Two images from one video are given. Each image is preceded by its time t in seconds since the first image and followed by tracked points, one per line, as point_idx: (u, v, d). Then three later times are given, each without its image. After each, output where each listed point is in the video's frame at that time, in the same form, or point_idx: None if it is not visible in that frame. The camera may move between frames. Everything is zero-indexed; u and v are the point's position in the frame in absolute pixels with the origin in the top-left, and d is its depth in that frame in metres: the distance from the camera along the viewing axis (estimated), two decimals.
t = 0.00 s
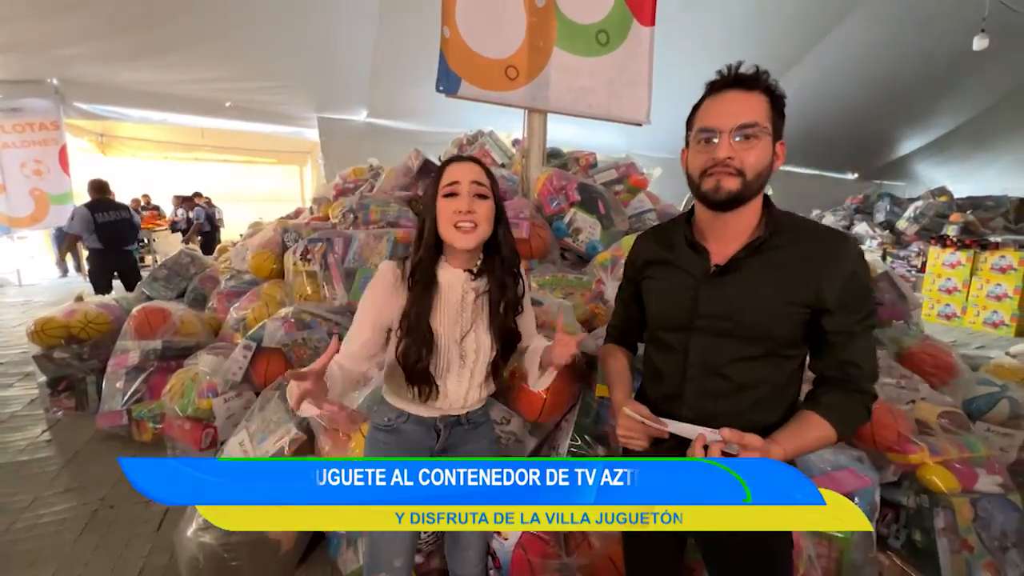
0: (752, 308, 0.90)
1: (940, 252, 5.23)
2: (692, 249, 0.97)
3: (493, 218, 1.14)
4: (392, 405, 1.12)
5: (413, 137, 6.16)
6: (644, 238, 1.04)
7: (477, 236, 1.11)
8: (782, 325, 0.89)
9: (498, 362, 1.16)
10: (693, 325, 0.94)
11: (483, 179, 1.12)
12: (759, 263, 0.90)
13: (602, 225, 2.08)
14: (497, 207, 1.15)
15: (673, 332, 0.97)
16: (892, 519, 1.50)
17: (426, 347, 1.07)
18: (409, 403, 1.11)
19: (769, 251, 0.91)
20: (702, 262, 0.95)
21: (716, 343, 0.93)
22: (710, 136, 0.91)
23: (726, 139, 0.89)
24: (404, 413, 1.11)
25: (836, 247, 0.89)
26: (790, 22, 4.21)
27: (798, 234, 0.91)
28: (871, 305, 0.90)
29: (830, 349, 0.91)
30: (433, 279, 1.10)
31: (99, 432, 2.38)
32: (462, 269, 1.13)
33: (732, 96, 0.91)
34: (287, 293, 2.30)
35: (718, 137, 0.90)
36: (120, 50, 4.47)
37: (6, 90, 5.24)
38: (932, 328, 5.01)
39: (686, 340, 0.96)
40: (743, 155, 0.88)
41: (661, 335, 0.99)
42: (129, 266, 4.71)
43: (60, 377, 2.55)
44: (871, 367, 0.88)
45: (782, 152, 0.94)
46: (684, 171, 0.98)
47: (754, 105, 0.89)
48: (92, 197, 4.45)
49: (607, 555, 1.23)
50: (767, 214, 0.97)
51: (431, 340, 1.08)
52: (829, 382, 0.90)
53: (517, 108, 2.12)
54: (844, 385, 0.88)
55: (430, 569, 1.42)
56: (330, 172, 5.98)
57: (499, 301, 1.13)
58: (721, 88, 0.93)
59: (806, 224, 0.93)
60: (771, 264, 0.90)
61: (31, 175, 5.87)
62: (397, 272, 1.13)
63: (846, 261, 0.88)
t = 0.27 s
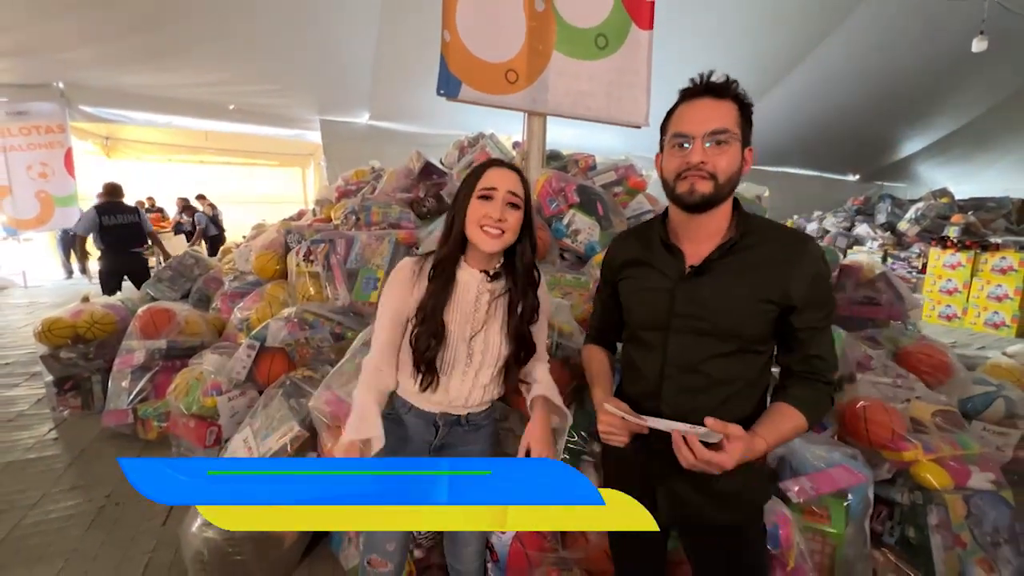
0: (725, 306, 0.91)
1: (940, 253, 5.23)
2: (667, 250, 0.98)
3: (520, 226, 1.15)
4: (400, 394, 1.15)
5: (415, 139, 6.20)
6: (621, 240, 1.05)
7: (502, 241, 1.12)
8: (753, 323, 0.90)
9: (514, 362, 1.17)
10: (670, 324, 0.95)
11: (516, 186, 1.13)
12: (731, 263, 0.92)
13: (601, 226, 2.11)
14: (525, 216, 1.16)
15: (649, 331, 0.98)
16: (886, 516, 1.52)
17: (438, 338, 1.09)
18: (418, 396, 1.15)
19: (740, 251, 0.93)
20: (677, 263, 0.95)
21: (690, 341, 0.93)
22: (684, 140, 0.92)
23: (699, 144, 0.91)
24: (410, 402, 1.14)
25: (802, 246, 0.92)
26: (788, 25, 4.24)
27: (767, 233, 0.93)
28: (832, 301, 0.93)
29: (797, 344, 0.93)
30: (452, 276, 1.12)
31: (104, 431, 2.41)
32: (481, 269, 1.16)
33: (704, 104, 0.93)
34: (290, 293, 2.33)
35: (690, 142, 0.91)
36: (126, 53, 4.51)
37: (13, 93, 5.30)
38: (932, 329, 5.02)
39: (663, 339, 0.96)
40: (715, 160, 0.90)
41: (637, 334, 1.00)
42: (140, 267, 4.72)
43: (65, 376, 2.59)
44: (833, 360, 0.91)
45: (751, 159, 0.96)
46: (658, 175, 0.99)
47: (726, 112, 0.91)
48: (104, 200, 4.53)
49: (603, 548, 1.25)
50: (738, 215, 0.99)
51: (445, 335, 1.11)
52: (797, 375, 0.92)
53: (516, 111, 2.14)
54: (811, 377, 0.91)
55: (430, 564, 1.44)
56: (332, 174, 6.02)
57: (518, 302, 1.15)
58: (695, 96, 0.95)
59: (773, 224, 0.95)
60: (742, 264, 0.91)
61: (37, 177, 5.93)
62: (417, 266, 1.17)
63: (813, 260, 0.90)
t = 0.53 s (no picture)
0: (710, 301, 0.89)
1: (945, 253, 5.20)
2: (654, 246, 0.96)
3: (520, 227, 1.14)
4: (404, 392, 1.16)
5: (418, 141, 6.23)
6: (607, 237, 1.03)
7: (502, 242, 1.11)
8: (738, 318, 0.89)
9: (517, 360, 1.16)
10: (656, 320, 0.93)
11: (516, 187, 1.11)
12: (716, 256, 0.90)
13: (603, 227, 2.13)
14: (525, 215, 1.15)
15: (636, 329, 0.96)
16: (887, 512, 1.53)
17: (438, 339, 1.09)
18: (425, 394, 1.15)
19: (724, 245, 0.91)
20: (664, 259, 0.94)
21: (676, 337, 0.91)
22: (670, 136, 0.91)
23: (684, 139, 0.90)
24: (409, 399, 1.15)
25: (783, 239, 0.90)
26: (790, 26, 4.25)
27: (749, 227, 0.92)
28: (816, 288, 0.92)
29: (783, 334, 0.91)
30: (453, 277, 1.12)
31: (114, 430, 2.46)
32: (482, 270, 1.15)
33: (687, 100, 0.93)
34: (296, 294, 2.37)
35: (675, 138, 0.91)
36: (135, 59, 4.58)
37: (23, 99, 5.39)
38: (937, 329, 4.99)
39: (650, 335, 0.94)
40: (701, 154, 0.89)
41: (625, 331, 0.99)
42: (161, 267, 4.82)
43: (77, 376, 2.64)
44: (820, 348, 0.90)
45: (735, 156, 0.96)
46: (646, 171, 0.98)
47: (709, 108, 0.91)
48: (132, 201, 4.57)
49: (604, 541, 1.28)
50: (720, 210, 0.97)
51: (447, 336, 1.11)
52: (783, 366, 0.90)
53: (518, 113, 2.17)
54: (796, 366, 0.89)
55: (435, 559, 1.47)
56: (338, 177, 6.09)
57: (519, 301, 1.14)
58: (677, 94, 0.95)
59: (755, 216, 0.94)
60: (726, 256, 0.90)
61: (48, 181, 6.02)
62: (417, 266, 1.16)
63: (794, 253, 0.88)
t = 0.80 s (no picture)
0: (704, 301, 0.90)
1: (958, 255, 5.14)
2: (649, 248, 0.97)
3: (501, 225, 1.14)
4: (398, 398, 1.15)
5: (426, 147, 6.30)
6: (603, 239, 1.05)
7: (483, 241, 1.11)
8: (731, 318, 0.90)
9: (506, 358, 1.16)
10: (652, 319, 0.94)
11: (493, 186, 1.12)
12: (709, 256, 0.91)
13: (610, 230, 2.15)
14: (505, 213, 1.15)
15: (634, 329, 0.97)
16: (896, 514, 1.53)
17: (426, 341, 1.08)
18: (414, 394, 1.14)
19: (716, 246, 0.92)
20: (659, 259, 0.95)
21: (671, 336, 0.93)
22: (667, 137, 0.93)
23: (683, 138, 0.92)
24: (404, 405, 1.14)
25: (774, 239, 0.91)
26: (797, 28, 4.25)
27: (740, 228, 0.93)
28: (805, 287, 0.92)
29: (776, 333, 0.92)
30: (437, 279, 1.11)
31: (130, 431, 2.51)
32: (465, 270, 1.15)
33: (682, 103, 0.95)
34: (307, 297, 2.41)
35: (674, 137, 0.92)
36: (150, 69, 4.69)
37: (42, 109, 5.53)
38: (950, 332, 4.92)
39: (647, 334, 0.95)
40: (699, 152, 0.91)
41: (622, 332, 1.00)
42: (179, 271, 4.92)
43: (95, 378, 2.70)
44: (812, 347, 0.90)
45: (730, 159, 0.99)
46: (643, 172, 0.99)
47: (703, 111, 0.93)
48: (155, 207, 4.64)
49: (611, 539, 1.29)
50: (713, 213, 0.99)
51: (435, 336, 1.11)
52: (774, 364, 0.91)
53: (524, 118, 2.20)
54: (788, 364, 0.89)
55: (443, 558, 1.49)
56: (347, 183, 6.16)
57: (505, 298, 1.14)
58: (673, 97, 0.97)
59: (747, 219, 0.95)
60: (718, 256, 0.91)
61: (65, 188, 6.17)
62: (402, 271, 1.16)
63: (784, 253, 0.89)
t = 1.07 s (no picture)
0: (692, 300, 0.92)
1: (961, 257, 5.13)
2: (638, 250, 0.98)
3: (454, 219, 1.14)
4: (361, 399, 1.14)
5: (428, 149, 6.33)
6: (594, 241, 1.06)
7: (437, 235, 1.11)
8: (719, 316, 0.91)
9: (473, 350, 1.13)
10: (644, 320, 0.95)
11: (442, 181, 1.11)
12: (697, 257, 0.93)
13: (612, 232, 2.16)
14: (458, 208, 1.15)
15: (626, 329, 0.98)
16: (896, 515, 1.53)
17: (384, 337, 1.08)
18: (376, 394, 1.12)
19: (704, 246, 0.94)
20: (648, 261, 0.96)
21: (661, 336, 0.94)
22: (656, 139, 0.94)
23: (671, 141, 0.93)
24: (377, 411, 1.12)
25: (758, 240, 0.93)
26: (799, 31, 4.27)
27: (726, 230, 0.95)
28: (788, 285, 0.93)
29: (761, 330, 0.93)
30: (393, 276, 1.11)
31: (135, 431, 2.54)
32: (423, 267, 1.15)
33: (670, 108, 0.96)
34: (311, 298, 2.43)
35: (662, 140, 0.94)
36: (156, 71, 4.72)
37: (49, 112, 5.58)
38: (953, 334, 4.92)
39: (638, 335, 0.96)
40: (686, 155, 0.92)
41: (614, 333, 1.01)
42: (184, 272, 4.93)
43: (100, 378, 2.73)
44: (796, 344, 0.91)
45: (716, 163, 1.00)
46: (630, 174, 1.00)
47: (691, 115, 0.94)
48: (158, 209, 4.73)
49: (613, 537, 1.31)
50: (700, 215, 1.00)
51: (394, 332, 1.10)
52: (759, 361, 0.92)
53: (527, 121, 2.22)
54: (773, 362, 0.91)
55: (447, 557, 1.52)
56: (350, 185, 6.19)
57: (466, 290, 1.13)
58: (663, 102, 0.98)
59: (732, 222, 0.96)
60: (706, 258, 0.92)
61: (71, 191, 6.22)
62: (363, 274, 1.16)
63: (768, 253, 0.91)
